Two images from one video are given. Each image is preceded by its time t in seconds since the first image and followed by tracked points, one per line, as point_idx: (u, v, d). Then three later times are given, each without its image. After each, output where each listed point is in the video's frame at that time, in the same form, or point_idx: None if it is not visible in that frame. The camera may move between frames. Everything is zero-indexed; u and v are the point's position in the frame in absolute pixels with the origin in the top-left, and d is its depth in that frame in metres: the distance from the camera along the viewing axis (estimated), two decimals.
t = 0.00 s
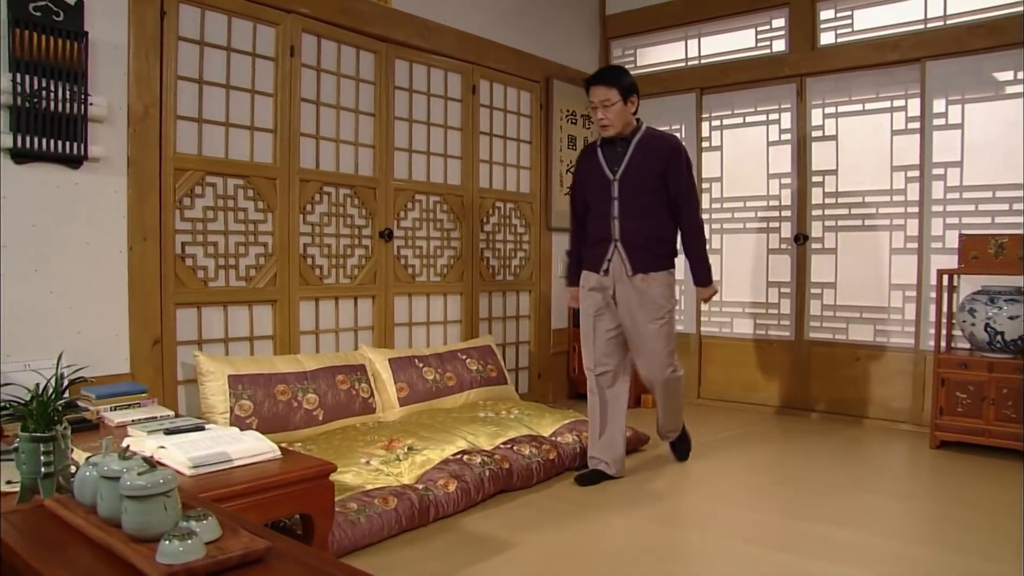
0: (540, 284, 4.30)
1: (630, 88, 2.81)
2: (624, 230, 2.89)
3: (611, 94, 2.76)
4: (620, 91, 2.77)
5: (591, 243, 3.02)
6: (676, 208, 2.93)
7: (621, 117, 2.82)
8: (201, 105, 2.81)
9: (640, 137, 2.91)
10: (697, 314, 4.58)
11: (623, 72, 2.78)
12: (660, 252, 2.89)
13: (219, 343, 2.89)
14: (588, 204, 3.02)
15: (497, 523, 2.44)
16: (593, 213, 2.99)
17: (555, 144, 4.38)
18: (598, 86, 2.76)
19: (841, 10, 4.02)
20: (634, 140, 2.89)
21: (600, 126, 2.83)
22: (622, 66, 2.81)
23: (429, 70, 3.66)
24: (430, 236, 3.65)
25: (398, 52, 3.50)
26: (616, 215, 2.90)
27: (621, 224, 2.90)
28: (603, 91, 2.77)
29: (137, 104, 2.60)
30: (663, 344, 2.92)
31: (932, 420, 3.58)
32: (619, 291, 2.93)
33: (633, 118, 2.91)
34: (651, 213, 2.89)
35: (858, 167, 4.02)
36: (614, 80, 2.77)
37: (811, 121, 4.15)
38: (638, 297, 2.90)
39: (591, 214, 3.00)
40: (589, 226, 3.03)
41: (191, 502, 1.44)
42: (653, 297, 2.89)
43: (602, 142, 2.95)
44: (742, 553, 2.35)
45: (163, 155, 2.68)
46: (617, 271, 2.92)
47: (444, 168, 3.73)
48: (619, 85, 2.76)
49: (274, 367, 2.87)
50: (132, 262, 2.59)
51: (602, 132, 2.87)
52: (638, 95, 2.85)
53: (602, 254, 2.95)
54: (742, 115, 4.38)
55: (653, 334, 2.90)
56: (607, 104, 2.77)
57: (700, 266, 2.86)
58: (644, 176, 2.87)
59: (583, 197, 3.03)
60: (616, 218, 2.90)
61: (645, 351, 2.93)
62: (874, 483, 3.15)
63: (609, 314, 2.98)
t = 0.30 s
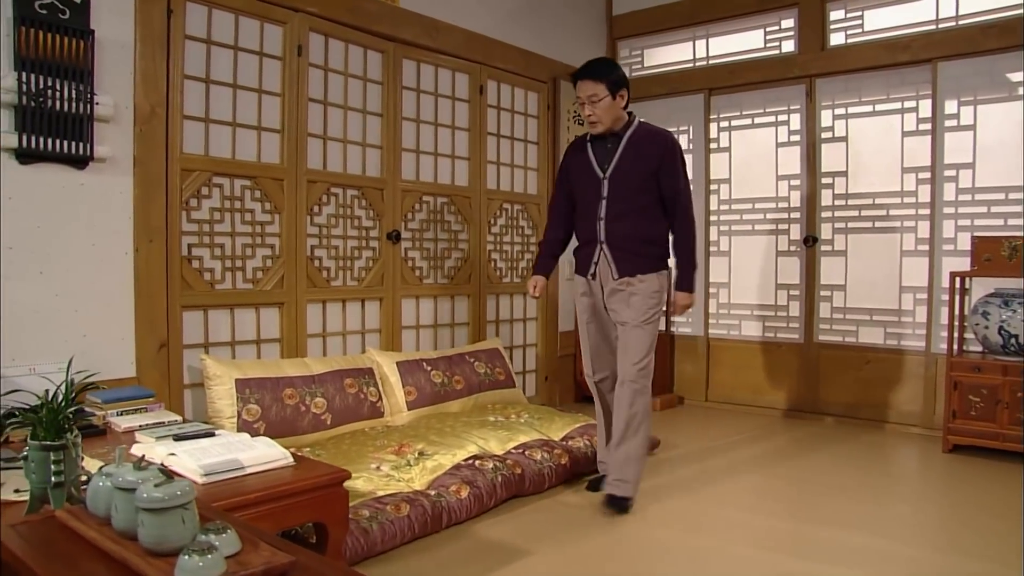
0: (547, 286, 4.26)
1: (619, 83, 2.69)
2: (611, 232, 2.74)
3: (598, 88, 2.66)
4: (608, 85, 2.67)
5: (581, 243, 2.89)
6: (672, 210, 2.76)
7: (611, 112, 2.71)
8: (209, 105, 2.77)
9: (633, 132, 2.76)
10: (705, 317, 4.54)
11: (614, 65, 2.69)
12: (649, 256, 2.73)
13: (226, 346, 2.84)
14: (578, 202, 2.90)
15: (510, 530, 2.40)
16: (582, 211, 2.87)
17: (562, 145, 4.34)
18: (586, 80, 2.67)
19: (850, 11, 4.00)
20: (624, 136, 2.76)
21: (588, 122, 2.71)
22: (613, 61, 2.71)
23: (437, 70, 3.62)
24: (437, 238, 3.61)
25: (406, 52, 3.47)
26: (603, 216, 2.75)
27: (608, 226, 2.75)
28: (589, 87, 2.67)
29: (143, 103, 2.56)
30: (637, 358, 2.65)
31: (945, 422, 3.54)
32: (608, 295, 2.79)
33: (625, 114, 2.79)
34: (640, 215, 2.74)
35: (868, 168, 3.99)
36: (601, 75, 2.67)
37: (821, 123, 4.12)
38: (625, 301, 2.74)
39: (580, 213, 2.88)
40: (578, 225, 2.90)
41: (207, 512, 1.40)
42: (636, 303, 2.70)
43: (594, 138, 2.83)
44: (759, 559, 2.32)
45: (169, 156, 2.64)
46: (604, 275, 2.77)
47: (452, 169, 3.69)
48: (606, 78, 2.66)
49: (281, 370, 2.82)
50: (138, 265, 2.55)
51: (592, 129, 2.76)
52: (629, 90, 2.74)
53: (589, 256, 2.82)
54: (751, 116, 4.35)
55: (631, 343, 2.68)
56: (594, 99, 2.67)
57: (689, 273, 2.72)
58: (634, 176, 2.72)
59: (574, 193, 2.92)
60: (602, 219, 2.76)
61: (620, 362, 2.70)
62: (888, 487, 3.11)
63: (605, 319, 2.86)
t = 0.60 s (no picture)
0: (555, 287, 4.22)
1: (612, 76, 2.51)
2: (596, 235, 2.58)
3: (592, 82, 2.49)
4: (603, 78, 2.50)
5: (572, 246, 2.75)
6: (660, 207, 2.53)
7: (607, 106, 2.54)
8: (216, 104, 2.73)
9: (627, 128, 2.57)
10: (714, 318, 4.51)
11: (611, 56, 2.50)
12: (636, 259, 2.56)
13: (233, 348, 2.80)
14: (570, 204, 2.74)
15: (524, 536, 2.36)
16: (573, 213, 2.72)
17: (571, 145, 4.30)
18: (579, 73, 2.50)
19: (862, 10, 3.96)
20: (618, 131, 2.58)
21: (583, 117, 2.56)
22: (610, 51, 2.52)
23: (445, 69, 3.58)
24: (445, 239, 3.57)
25: (414, 50, 3.42)
26: (589, 218, 2.59)
27: (593, 227, 2.59)
28: (579, 79, 2.51)
29: (150, 102, 2.52)
30: (620, 372, 2.48)
31: (959, 425, 3.50)
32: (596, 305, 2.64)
33: (624, 107, 2.61)
34: (628, 216, 2.56)
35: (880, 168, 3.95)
36: (596, 67, 2.50)
37: (831, 122, 4.08)
38: (611, 312, 2.58)
39: (572, 214, 2.73)
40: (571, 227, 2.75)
41: (225, 522, 1.36)
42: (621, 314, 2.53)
43: (591, 135, 2.67)
44: (778, 566, 2.28)
45: (176, 155, 2.60)
46: (589, 281, 2.64)
47: (460, 169, 3.65)
48: (601, 71, 2.49)
49: (289, 373, 2.78)
50: (144, 266, 2.50)
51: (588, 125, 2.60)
52: (626, 82, 2.56)
53: (577, 260, 2.68)
54: (760, 116, 4.31)
55: (615, 356, 2.52)
56: (588, 92, 2.51)
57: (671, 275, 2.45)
58: (623, 174, 2.54)
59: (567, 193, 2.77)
60: (588, 220, 2.61)
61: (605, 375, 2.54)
62: (903, 491, 3.07)
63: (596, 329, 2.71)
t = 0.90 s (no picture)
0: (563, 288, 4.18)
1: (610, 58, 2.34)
2: (590, 227, 2.43)
3: (588, 65, 2.32)
4: (599, 60, 2.33)
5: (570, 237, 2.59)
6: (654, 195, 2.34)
7: (606, 90, 2.37)
8: (223, 102, 2.69)
9: (626, 112, 2.41)
10: (723, 319, 4.47)
11: (609, 37, 2.34)
12: (631, 254, 2.40)
13: (241, 350, 2.76)
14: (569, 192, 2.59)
15: (538, 542, 2.32)
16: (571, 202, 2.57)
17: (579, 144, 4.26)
18: (574, 56, 2.34)
19: (873, 8, 3.93)
20: (618, 116, 2.41)
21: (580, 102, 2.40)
22: (608, 31, 2.35)
23: (453, 67, 3.54)
24: (453, 239, 3.53)
25: (422, 48, 3.38)
26: (584, 209, 2.45)
27: (587, 218, 2.44)
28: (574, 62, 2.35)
29: (156, 100, 2.47)
30: (625, 377, 2.37)
31: (972, 428, 3.46)
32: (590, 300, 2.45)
33: (626, 90, 2.44)
34: (624, 206, 2.39)
35: (890, 169, 3.92)
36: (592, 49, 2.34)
37: (841, 122, 4.05)
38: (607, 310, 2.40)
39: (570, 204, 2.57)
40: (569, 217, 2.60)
41: (243, 533, 1.31)
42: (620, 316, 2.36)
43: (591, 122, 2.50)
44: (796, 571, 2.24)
45: (183, 154, 2.55)
46: (583, 275, 2.47)
47: (468, 168, 3.61)
48: (596, 53, 2.32)
49: (297, 376, 2.74)
50: (151, 267, 2.46)
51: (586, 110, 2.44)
52: (626, 63, 2.38)
53: (572, 253, 2.52)
54: (769, 115, 4.28)
55: (617, 360, 2.38)
56: (583, 77, 2.35)
57: (665, 269, 2.28)
58: (619, 161, 2.38)
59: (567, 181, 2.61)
60: (583, 211, 2.45)
61: (607, 380, 2.41)
62: (917, 494, 3.04)
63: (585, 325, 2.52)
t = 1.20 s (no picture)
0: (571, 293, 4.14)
1: (613, 55, 2.28)
2: (593, 230, 2.36)
3: (590, 63, 2.27)
4: (602, 57, 2.28)
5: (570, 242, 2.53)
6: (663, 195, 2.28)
7: (609, 88, 2.32)
8: (231, 105, 2.65)
9: (630, 111, 2.35)
10: (732, 324, 4.44)
11: (612, 32, 2.29)
12: (635, 257, 2.33)
13: (249, 357, 2.72)
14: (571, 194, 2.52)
15: (553, 552, 2.29)
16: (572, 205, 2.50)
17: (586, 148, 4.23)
18: (576, 53, 2.29)
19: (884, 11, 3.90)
20: (620, 115, 2.35)
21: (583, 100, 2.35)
22: (610, 27, 2.29)
23: (462, 70, 3.51)
24: (462, 243, 3.50)
25: (431, 51, 3.35)
26: (586, 212, 2.38)
27: (589, 222, 2.38)
28: (577, 60, 2.29)
29: (164, 103, 2.43)
30: (637, 384, 2.32)
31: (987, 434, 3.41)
32: (596, 306, 2.37)
33: (629, 87, 2.38)
34: (629, 209, 2.33)
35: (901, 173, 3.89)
36: (595, 46, 2.28)
37: (852, 126, 4.01)
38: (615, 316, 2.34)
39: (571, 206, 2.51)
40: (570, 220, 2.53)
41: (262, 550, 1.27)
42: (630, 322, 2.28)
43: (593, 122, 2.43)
44: None
45: (191, 158, 2.52)
46: (586, 281, 2.40)
47: (476, 172, 3.58)
48: (599, 50, 2.27)
49: (306, 384, 2.70)
50: (159, 273, 2.42)
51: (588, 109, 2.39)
52: (630, 60, 2.32)
53: (574, 259, 2.46)
54: (779, 119, 4.25)
55: (627, 367, 2.32)
56: (586, 74, 2.29)
57: (670, 271, 2.21)
58: (622, 163, 2.32)
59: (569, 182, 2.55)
60: (585, 215, 2.39)
61: (616, 387, 2.35)
62: (933, 501, 2.99)
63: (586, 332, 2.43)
